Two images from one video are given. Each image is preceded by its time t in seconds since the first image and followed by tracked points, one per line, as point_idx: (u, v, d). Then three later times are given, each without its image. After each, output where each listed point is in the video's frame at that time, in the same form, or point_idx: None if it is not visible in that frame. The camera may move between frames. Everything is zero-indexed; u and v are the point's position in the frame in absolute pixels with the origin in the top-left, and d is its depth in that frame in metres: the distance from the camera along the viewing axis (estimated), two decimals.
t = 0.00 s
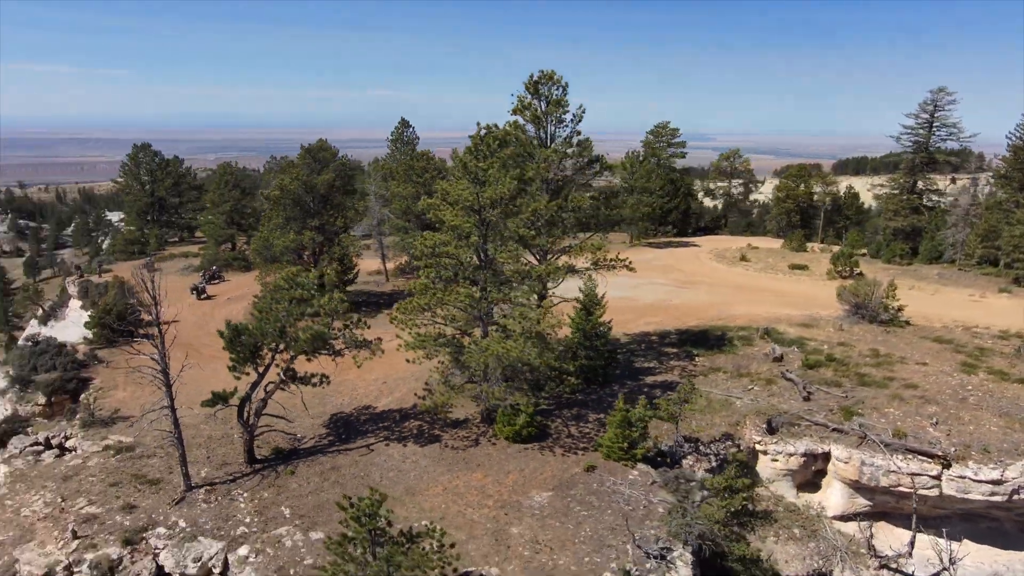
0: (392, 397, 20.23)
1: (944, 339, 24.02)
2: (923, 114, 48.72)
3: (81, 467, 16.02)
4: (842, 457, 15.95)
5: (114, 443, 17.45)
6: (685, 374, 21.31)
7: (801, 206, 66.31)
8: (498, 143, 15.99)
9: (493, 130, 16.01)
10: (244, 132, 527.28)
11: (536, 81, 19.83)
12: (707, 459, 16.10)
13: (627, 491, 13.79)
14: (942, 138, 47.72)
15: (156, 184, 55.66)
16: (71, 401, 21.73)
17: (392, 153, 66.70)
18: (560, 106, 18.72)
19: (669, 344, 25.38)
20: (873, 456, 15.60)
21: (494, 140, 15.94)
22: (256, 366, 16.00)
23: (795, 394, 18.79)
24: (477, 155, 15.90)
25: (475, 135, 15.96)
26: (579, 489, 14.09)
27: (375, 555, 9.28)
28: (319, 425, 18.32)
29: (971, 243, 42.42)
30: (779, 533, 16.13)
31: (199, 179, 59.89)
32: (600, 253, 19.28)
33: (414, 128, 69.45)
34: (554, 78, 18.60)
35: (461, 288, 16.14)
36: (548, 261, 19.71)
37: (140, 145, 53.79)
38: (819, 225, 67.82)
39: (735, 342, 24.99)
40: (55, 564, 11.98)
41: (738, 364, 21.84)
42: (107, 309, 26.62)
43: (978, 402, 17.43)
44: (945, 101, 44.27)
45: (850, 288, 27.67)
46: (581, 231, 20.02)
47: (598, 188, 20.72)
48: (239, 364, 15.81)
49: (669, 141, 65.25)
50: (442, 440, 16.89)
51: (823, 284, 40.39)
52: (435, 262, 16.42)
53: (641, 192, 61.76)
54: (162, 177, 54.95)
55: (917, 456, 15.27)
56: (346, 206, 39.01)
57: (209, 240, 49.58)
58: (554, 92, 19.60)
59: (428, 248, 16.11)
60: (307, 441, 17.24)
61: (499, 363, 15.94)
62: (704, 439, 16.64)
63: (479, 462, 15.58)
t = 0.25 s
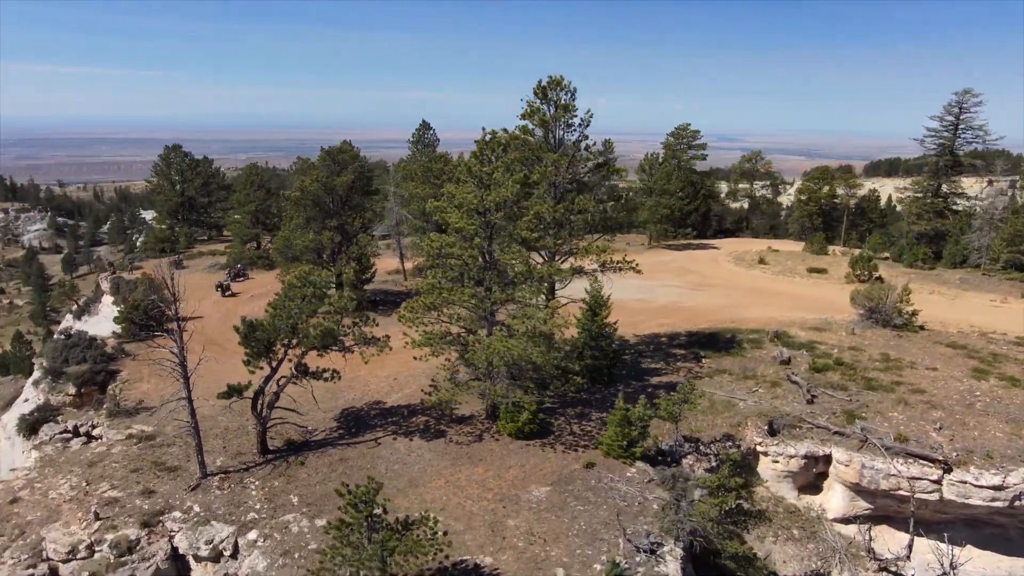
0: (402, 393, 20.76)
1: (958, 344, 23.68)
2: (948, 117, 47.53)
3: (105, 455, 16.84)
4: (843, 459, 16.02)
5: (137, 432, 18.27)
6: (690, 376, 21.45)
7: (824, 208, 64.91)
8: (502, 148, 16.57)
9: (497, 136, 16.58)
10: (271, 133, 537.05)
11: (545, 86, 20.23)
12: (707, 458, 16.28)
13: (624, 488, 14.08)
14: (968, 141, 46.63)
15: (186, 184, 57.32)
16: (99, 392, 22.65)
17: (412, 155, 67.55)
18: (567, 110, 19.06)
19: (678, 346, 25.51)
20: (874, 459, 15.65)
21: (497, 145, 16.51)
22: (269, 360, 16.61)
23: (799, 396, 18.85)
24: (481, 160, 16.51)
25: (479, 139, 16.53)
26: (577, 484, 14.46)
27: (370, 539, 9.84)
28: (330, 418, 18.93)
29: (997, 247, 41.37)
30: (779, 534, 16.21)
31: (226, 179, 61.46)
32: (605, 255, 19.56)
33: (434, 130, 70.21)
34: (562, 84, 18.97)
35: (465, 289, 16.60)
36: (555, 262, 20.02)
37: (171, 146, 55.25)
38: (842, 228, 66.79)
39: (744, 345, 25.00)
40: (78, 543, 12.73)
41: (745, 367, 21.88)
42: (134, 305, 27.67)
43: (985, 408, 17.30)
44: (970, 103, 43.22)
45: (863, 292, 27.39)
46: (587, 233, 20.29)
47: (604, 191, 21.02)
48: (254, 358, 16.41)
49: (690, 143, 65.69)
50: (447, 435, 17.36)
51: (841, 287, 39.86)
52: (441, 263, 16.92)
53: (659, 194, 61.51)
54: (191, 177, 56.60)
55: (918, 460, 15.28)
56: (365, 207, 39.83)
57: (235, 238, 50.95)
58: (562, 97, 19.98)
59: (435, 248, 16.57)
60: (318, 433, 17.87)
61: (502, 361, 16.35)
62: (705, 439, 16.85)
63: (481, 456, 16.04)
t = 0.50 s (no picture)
0: (410, 389, 21.37)
1: (968, 350, 23.44)
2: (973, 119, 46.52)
3: (129, 441, 17.77)
4: (839, 461, 16.16)
5: (159, 421, 19.22)
6: (694, 377, 21.68)
7: (846, 211, 63.87)
8: (503, 153, 17.24)
9: (499, 141, 17.22)
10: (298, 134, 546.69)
11: (552, 92, 20.71)
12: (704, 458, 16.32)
13: (617, 483, 14.46)
14: (993, 144, 45.62)
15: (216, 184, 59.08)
16: (126, 383, 23.77)
17: (432, 156, 68.49)
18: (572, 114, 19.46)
19: (685, 347, 25.72)
20: (870, 461, 15.76)
21: (499, 151, 17.18)
22: (282, 355, 17.30)
23: (800, 398, 18.98)
24: (483, 165, 17.19)
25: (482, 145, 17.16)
26: (573, 479, 14.90)
27: (365, 522, 10.49)
28: (340, 411, 19.63)
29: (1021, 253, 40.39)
30: (775, 533, 16.42)
31: (254, 178, 63.11)
32: (607, 256, 19.92)
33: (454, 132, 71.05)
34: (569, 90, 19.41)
35: (469, 289, 17.13)
36: (560, 264, 20.46)
37: (201, 147, 56.83)
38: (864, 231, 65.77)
39: (751, 347, 25.10)
40: (100, 522, 13.54)
41: (749, 369, 22.05)
42: (161, 301, 28.78)
43: (988, 413, 17.24)
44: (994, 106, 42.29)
45: (874, 296, 27.19)
46: (592, 235, 20.69)
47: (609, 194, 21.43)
48: (268, 353, 17.08)
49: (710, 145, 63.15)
50: (451, 430, 17.92)
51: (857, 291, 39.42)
52: (447, 263, 17.49)
53: (678, 196, 61.07)
54: (220, 178, 58.28)
55: (914, 463, 15.35)
56: (382, 208, 40.65)
57: (260, 237, 52.38)
58: (568, 102, 20.43)
59: (440, 249, 17.12)
60: (328, 426, 18.58)
61: (504, 359, 16.86)
62: (703, 439, 17.11)
63: (481, 451, 16.57)
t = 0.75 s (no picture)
0: (418, 385, 21.89)
1: (977, 355, 23.25)
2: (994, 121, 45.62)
3: (148, 431, 18.55)
4: (836, 462, 16.33)
5: (177, 413, 20.01)
6: (696, 378, 21.90)
7: (863, 214, 62.94)
8: (506, 158, 17.69)
9: (501, 146, 17.67)
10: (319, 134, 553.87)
11: (557, 98, 21.13)
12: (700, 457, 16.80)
13: (613, 479, 14.82)
14: (1014, 146, 44.71)
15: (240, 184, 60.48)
16: (148, 376, 24.47)
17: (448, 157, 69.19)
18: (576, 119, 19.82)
19: (690, 349, 25.92)
20: (866, 463, 15.90)
21: (502, 155, 17.64)
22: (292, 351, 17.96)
23: (801, 400, 19.13)
24: (487, 168, 17.64)
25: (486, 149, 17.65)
26: (570, 474, 15.31)
27: (363, 510, 11.08)
28: (350, 406, 20.23)
29: None
30: (771, 533, 16.62)
31: (276, 178, 64.42)
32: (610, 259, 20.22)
33: (470, 133, 71.66)
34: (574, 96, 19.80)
35: (471, 289, 17.59)
36: (564, 265, 20.84)
37: (225, 148, 58.03)
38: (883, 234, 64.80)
39: (757, 349, 25.21)
40: (119, 506, 14.26)
41: (752, 370, 22.20)
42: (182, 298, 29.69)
43: (989, 418, 17.22)
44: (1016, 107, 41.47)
45: (884, 299, 27.04)
46: (597, 238, 21.01)
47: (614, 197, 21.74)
48: (279, 349, 17.77)
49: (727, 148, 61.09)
50: (455, 425, 18.41)
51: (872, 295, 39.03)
52: (451, 264, 17.96)
53: (694, 199, 60.43)
54: (243, 178, 59.56)
55: (910, 465, 15.46)
56: (397, 208, 41.19)
57: (280, 236, 53.40)
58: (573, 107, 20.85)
59: (444, 251, 17.65)
60: (337, 420, 19.18)
61: (506, 357, 17.27)
62: (701, 438, 17.39)
63: (483, 446, 17.06)
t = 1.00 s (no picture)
0: (429, 381, 22.40)
1: (989, 361, 22.98)
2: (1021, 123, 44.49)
3: (172, 421, 19.50)
4: (834, 465, 16.51)
5: (200, 404, 20.91)
6: (701, 379, 22.14)
7: (887, 217, 61.35)
8: (510, 164, 18.32)
9: (506, 153, 18.31)
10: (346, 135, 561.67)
11: (566, 104, 21.52)
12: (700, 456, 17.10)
13: (609, 475, 15.26)
14: None
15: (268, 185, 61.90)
16: (174, 369, 25.68)
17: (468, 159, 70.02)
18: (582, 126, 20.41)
19: (698, 351, 26.17)
20: (864, 466, 16.05)
21: (506, 161, 18.28)
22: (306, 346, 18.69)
23: (803, 403, 19.28)
24: (493, 174, 18.25)
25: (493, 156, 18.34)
26: (569, 470, 15.82)
27: (364, 496, 11.84)
28: (361, 401, 20.86)
29: None
30: (769, 532, 16.87)
31: (303, 179, 65.78)
32: (615, 261, 20.57)
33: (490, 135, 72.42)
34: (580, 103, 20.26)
35: (477, 291, 18.18)
36: (572, 267, 21.29)
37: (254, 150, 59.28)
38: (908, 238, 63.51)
39: (764, 352, 25.34)
40: (142, 489, 15.19)
41: (757, 373, 22.39)
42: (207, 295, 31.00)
43: (992, 424, 17.18)
44: None
45: (896, 304, 26.84)
46: (603, 240, 21.39)
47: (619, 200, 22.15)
48: (293, 344, 18.51)
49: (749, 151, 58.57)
50: (462, 421, 18.98)
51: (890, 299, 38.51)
52: (459, 266, 18.60)
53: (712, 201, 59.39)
54: (272, 180, 60.91)
55: (908, 469, 15.56)
56: (415, 210, 41.67)
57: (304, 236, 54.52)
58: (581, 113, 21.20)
59: (451, 253, 18.34)
60: (349, 413, 19.82)
61: (511, 356, 17.73)
62: (701, 438, 17.75)
63: (487, 440, 17.66)
